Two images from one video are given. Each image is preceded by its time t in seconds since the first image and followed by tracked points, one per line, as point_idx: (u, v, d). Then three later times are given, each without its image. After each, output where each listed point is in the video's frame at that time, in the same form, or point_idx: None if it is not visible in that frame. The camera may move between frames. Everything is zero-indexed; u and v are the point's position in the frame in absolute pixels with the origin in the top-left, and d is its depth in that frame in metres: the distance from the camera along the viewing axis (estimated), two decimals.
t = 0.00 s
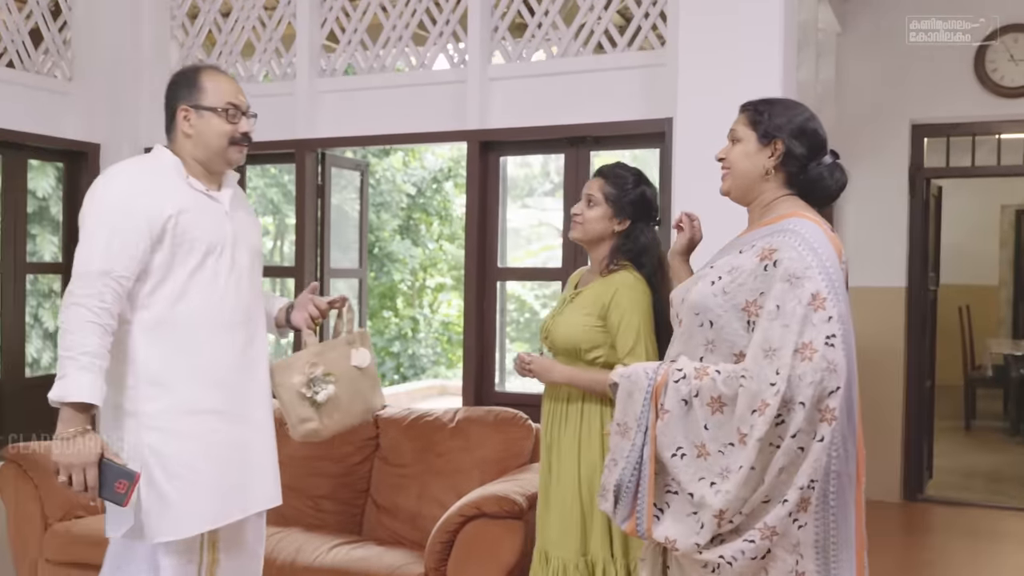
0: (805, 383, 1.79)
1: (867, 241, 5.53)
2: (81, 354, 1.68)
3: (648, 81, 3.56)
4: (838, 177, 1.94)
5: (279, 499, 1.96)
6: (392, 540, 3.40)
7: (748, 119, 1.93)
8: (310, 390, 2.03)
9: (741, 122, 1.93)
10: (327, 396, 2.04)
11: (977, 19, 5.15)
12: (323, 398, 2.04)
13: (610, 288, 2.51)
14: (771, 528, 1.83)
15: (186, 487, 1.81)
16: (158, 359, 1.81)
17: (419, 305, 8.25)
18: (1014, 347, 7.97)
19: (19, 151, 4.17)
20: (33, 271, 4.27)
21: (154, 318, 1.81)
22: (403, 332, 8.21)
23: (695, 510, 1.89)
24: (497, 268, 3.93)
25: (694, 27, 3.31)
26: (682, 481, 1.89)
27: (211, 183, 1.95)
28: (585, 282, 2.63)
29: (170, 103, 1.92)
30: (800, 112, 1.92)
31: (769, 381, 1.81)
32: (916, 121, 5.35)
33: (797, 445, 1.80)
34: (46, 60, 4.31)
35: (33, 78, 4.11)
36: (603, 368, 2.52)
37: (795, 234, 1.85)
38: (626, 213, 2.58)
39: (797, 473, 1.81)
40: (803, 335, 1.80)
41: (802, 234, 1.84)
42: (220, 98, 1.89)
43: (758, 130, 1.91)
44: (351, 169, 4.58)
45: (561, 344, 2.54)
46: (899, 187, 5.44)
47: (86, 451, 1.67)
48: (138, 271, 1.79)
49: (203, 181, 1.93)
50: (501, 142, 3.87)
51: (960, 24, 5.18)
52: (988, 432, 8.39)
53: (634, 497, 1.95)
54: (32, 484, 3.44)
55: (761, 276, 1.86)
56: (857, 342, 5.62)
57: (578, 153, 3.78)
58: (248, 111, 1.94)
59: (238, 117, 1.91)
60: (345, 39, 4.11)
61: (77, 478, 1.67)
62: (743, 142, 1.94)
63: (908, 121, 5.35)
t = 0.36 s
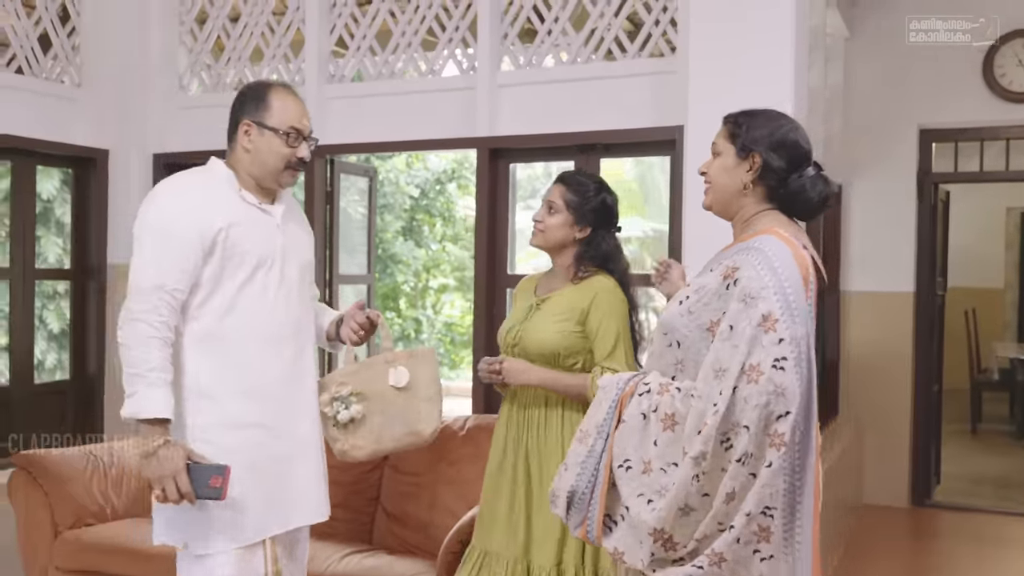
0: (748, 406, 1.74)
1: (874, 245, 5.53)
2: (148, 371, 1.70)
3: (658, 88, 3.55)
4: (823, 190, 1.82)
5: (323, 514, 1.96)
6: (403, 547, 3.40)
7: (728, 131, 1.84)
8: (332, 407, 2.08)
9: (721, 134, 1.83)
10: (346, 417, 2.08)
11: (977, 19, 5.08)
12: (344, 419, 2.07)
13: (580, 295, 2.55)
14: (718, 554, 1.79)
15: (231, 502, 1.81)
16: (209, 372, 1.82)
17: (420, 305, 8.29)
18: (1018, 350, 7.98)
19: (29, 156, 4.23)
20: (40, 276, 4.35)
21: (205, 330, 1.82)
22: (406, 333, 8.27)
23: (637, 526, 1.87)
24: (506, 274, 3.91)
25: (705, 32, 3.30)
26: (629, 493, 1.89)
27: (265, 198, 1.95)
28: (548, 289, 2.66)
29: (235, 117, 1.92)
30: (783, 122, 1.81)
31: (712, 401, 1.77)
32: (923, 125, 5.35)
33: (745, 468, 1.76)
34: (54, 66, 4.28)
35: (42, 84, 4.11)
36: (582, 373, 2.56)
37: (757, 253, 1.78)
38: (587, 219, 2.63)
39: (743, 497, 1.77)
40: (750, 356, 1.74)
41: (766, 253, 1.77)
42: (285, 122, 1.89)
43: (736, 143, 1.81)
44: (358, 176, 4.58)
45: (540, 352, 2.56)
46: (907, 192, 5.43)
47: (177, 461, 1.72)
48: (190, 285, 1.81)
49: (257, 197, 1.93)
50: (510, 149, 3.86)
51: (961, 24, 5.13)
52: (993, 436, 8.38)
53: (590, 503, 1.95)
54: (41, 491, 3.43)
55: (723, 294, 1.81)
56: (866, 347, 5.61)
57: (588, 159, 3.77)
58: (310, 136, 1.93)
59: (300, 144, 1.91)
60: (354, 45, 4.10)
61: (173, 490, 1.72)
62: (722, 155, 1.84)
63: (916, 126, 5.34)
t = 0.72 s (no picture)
0: (749, 412, 1.81)
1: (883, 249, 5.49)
2: (216, 379, 1.71)
3: (672, 90, 3.53)
4: (793, 204, 1.91)
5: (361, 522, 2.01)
6: (417, 551, 3.38)
7: (706, 142, 1.91)
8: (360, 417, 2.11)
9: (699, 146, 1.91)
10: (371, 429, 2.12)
11: (977, 19, 5.10)
12: (369, 430, 2.12)
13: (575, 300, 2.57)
14: (722, 556, 1.84)
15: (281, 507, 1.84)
16: (261, 378, 1.84)
17: (423, 306, 8.25)
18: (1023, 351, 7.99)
19: (38, 157, 4.15)
20: (51, 280, 4.25)
21: (255, 337, 1.84)
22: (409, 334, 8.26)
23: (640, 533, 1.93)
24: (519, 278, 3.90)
25: (722, 33, 3.29)
26: (628, 503, 1.93)
27: (298, 201, 1.99)
28: (527, 293, 2.62)
29: (276, 118, 1.93)
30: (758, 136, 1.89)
31: (713, 410, 1.82)
32: (934, 126, 5.32)
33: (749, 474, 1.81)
34: (64, 66, 4.23)
35: (51, 85, 4.08)
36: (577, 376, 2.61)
37: (747, 264, 1.85)
38: (567, 224, 2.64)
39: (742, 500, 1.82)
40: (751, 364, 1.81)
41: (755, 264, 1.84)
42: (332, 127, 1.91)
43: (714, 155, 1.89)
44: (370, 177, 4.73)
45: (537, 356, 2.54)
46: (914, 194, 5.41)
47: (244, 470, 1.73)
48: (240, 291, 1.82)
49: (293, 199, 1.96)
50: (522, 151, 3.85)
51: (960, 24, 5.15)
52: (999, 438, 8.36)
53: (590, 514, 2.01)
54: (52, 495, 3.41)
55: (715, 305, 1.88)
56: (875, 351, 5.58)
57: (601, 162, 3.77)
58: (351, 142, 1.97)
59: (343, 150, 1.94)
60: (365, 47, 4.09)
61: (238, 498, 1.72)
62: (700, 166, 1.91)
63: (926, 128, 5.33)
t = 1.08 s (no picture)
0: (764, 395, 1.88)
1: (897, 250, 5.43)
2: (252, 391, 1.69)
3: (689, 89, 3.51)
4: (768, 205, 2.07)
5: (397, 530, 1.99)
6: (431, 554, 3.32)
7: (688, 144, 2.03)
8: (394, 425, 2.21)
9: (682, 148, 2.03)
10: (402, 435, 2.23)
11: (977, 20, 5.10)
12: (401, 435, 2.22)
13: (592, 301, 2.55)
14: (738, 531, 1.90)
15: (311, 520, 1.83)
16: (294, 386, 1.81)
17: (426, 305, 8.21)
18: None
19: (49, 157, 4.13)
20: (62, 280, 4.23)
21: (288, 343, 1.81)
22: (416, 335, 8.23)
23: (647, 516, 1.98)
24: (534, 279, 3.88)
25: (741, 32, 3.26)
26: (640, 487, 2.00)
27: (323, 201, 1.97)
28: (541, 293, 2.59)
29: (299, 116, 1.90)
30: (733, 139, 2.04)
31: (730, 394, 1.89)
32: (947, 126, 5.29)
33: (763, 454, 1.88)
34: (74, 65, 4.21)
35: (61, 84, 4.06)
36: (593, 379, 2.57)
37: (748, 255, 1.94)
38: (571, 218, 2.60)
39: (755, 480, 1.89)
40: (765, 350, 1.89)
41: (755, 254, 1.93)
42: (360, 124, 1.90)
43: (697, 155, 2.01)
44: (380, 177, 4.73)
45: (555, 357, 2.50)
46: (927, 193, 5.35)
47: (279, 485, 1.72)
48: (273, 297, 1.79)
49: (319, 199, 1.94)
50: (536, 151, 3.82)
51: (960, 25, 5.16)
52: (1009, 438, 8.31)
53: (599, 499, 2.07)
54: (64, 497, 3.37)
55: (720, 295, 1.95)
56: (886, 351, 5.53)
57: (616, 163, 3.74)
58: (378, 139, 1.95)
59: (371, 147, 1.92)
60: (378, 46, 4.05)
61: (273, 514, 1.71)
62: (683, 167, 2.03)
63: (939, 128, 5.29)
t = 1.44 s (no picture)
0: (813, 388, 1.98)
1: (908, 250, 5.40)
2: (272, 393, 1.66)
3: (705, 86, 3.48)
4: (787, 201, 2.16)
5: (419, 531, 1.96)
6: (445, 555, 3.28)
7: (706, 148, 2.11)
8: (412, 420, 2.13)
9: (701, 153, 2.10)
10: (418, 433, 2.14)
11: (977, 20, 5.10)
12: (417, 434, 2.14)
13: (624, 297, 2.51)
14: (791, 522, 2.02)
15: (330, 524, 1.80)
16: (311, 386, 1.78)
17: (428, 304, 8.18)
18: None
19: (57, 154, 4.10)
20: (72, 277, 4.20)
21: (307, 343, 1.78)
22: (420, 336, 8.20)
23: (710, 510, 2.01)
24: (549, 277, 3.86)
25: (758, 28, 3.23)
26: (699, 481, 2.02)
27: (341, 197, 1.93)
28: (574, 290, 2.56)
29: (319, 109, 1.87)
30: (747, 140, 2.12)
31: (784, 386, 1.98)
32: (959, 126, 5.26)
33: (810, 444, 2.00)
34: (83, 62, 4.18)
35: (71, 80, 4.03)
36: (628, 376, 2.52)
37: (788, 251, 2.04)
38: (608, 215, 2.56)
39: (807, 470, 2.02)
40: (812, 343, 1.98)
41: (792, 250, 2.04)
42: (379, 121, 1.85)
43: (716, 157, 2.09)
44: (391, 175, 4.70)
45: (584, 353, 2.47)
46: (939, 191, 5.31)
47: (295, 490, 1.68)
48: (293, 297, 1.76)
49: (338, 194, 1.91)
50: (551, 148, 3.80)
51: (960, 25, 5.15)
52: (1015, 439, 8.27)
53: (652, 495, 2.09)
54: (75, 497, 3.34)
55: (761, 290, 2.04)
56: (897, 351, 5.49)
57: (631, 160, 3.72)
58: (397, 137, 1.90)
59: (389, 145, 1.88)
60: (390, 43, 4.03)
61: (289, 519, 1.67)
62: (703, 170, 2.11)
63: (951, 126, 5.24)
